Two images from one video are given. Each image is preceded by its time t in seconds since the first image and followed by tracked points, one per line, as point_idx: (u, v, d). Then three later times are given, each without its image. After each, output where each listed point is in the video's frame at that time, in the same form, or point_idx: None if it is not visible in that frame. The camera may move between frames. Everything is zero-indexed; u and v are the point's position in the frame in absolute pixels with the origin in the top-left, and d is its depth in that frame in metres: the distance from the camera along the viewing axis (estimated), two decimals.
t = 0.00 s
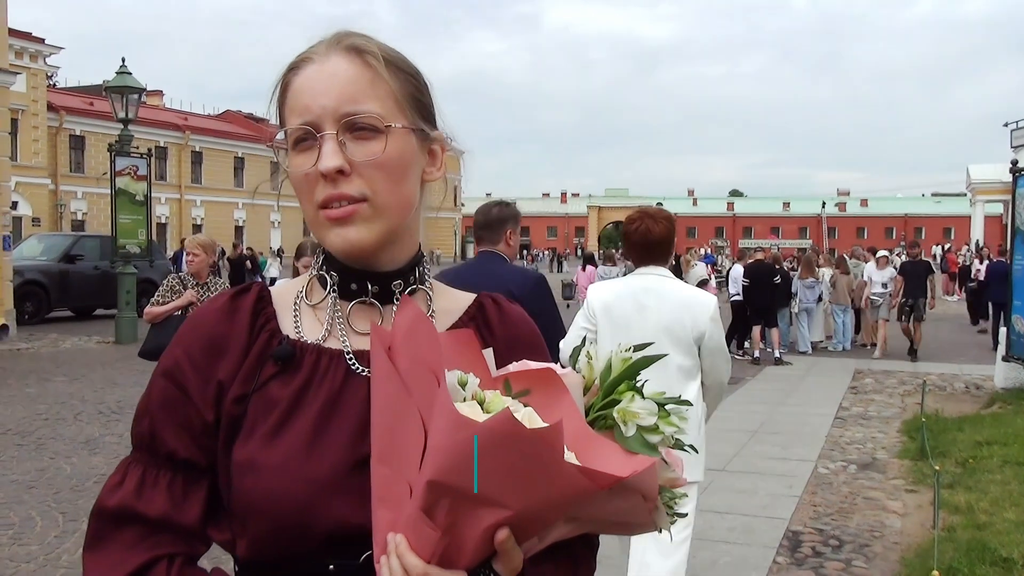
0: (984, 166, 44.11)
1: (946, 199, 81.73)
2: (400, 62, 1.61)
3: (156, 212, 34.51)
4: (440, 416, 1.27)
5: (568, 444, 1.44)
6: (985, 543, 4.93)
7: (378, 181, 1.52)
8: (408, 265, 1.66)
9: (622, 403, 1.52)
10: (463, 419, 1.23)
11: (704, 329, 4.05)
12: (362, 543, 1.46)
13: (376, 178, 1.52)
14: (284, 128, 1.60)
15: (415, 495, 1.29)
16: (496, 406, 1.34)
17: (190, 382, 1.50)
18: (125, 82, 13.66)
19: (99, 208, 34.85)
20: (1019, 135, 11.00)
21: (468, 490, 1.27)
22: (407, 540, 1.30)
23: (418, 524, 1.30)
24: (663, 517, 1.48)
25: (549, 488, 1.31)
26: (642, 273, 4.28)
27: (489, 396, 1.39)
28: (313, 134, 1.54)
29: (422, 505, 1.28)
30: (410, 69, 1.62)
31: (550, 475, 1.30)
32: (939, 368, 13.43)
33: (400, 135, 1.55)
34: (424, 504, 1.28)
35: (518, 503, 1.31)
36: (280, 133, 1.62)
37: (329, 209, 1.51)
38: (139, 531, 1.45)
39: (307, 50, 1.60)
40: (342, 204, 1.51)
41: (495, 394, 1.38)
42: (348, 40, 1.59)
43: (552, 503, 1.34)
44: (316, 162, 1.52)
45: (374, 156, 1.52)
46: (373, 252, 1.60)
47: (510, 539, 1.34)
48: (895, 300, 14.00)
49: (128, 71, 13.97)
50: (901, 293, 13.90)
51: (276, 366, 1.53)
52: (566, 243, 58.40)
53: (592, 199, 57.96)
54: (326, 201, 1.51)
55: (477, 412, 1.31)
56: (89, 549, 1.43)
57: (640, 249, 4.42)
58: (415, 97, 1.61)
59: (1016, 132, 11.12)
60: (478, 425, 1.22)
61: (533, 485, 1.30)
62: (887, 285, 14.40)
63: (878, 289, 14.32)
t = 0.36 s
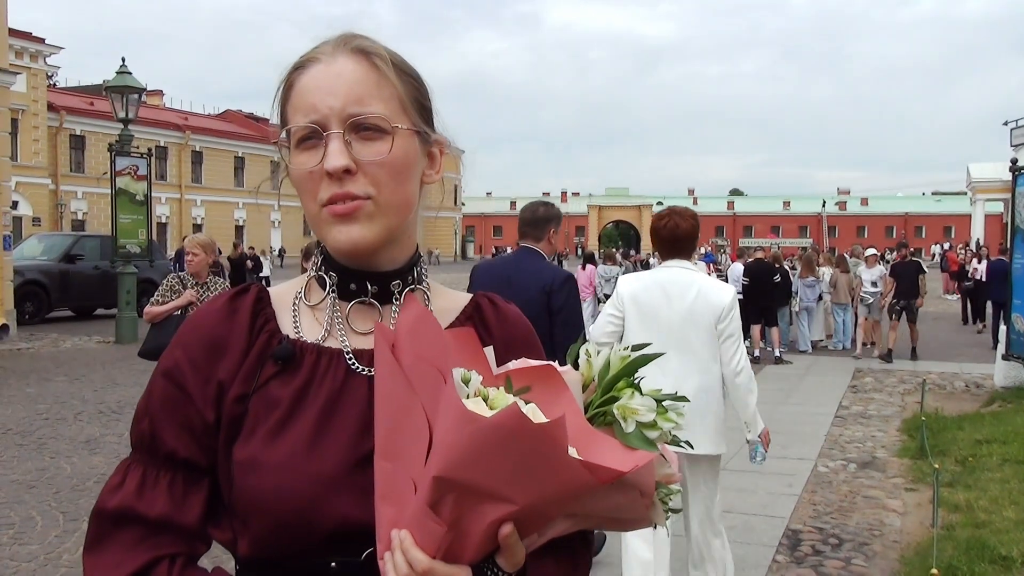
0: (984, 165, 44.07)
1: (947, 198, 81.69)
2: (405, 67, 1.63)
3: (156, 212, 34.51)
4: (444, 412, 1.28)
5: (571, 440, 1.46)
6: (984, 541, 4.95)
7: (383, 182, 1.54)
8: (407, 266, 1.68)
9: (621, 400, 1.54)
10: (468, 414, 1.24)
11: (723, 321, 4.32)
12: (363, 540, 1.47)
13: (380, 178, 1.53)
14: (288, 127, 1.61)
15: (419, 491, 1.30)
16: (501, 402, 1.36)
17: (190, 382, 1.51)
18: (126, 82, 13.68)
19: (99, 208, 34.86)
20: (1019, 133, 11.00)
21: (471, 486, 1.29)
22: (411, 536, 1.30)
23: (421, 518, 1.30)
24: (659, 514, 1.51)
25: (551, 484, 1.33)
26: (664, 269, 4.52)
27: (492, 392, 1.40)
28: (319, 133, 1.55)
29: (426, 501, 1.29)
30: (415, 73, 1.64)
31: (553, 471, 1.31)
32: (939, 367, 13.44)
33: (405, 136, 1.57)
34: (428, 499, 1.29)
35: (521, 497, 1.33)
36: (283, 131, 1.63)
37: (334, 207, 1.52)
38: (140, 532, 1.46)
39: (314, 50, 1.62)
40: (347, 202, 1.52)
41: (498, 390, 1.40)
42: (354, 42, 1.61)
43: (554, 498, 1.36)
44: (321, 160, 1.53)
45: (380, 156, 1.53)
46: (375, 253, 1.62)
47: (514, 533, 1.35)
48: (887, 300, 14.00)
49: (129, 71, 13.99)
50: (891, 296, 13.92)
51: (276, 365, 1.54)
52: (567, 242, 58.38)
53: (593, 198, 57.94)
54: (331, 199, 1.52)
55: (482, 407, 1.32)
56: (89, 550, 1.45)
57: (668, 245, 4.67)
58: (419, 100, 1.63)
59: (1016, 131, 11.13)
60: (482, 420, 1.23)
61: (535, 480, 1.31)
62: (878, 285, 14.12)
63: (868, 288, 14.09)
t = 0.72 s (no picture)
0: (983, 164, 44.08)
1: (947, 198, 81.68)
2: (394, 67, 1.63)
3: (156, 212, 34.52)
4: (435, 413, 1.29)
5: (561, 439, 1.46)
6: (983, 541, 4.95)
7: (362, 183, 1.55)
8: (400, 266, 1.69)
9: (612, 398, 1.55)
10: (456, 415, 1.25)
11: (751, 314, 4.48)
12: (358, 539, 1.48)
13: (357, 179, 1.54)
14: (274, 126, 1.63)
15: (410, 490, 1.31)
16: (490, 403, 1.36)
17: (186, 382, 1.52)
18: (125, 82, 13.69)
19: (99, 209, 34.88)
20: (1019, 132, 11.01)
21: (460, 486, 1.30)
22: (402, 535, 1.31)
23: (413, 519, 1.31)
24: (652, 513, 1.52)
25: (543, 484, 1.34)
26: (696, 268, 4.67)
27: (482, 393, 1.41)
28: (298, 134, 1.57)
29: (417, 501, 1.30)
30: (403, 73, 1.64)
31: (543, 471, 1.32)
32: (939, 367, 13.45)
33: (386, 136, 1.57)
34: (419, 499, 1.30)
35: (511, 498, 1.33)
36: (271, 132, 1.65)
37: (310, 207, 1.54)
38: (138, 530, 1.47)
39: (301, 52, 1.63)
40: (322, 202, 1.54)
41: (488, 391, 1.41)
42: (340, 44, 1.62)
43: (545, 498, 1.37)
44: (299, 161, 1.56)
45: (356, 157, 1.54)
46: (364, 252, 1.63)
47: (505, 533, 1.37)
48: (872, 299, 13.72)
49: (128, 71, 14.00)
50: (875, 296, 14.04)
51: (271, 365, 1.55)
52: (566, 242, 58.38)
53: (592, 198, 57.92)
54: (307, 200, 1.54)
55: (472, 408, 1.33)
56: (88, 547, 1.45)
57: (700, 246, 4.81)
58: (406, 100, 1.62)
59: (1015, 130, 11.13)
60: (471, 421, 1.24)
61: (526, 480, 1.32)
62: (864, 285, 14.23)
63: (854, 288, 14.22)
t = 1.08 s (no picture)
0: (984, 164, 44.06)
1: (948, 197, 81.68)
2: (385, 70, 1.63)
3: (157, 212, 34.57)
4: (417, 413, 1.29)
5: (545, 442, 1.47)
6: (984, 540, 4.95)
7: (350, 184, 1.54)
8: (392, 266, 1.69)
9: (600, 401, 1.54)
10: (438, 417, 1.25)
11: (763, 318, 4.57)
12: (346, 538, 1.48)
13: (347, 179, 1.54)
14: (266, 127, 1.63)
15: (394, 490, 1.31)
16: (473, 405, 1.36)
17: (178, 380, 1.52)
18: (126, 82, 13.70)
19: (100, 209, 34.93)
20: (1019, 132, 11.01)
21: (442, 488, 1.30)
22: (386, 535, 1.32)
23: (396, 519, 1.31)
24: (643, 515, 1.53)
25: (527, 487, 1.34)
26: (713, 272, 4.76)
27: (467, 395, 1.41)
28: (289, 135, 1.57)
29: (400, 502, 1.30)
30: (394, 76, 1.64)
31: (526, 474, 1.32)
32: (940, 366, 13.45)
33: (376, 138, 1.57)
34: (402, 500, 1.30)
35: (494, 500, 1.34)
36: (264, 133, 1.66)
37: (299, 206, 1.54)
38: (130, 527, 1.47)
39: (293, 53, 1.63)
40: (310, 201, 1.53)
41: (473, 392, 1.41)
42: (332, 45, 1.62)
43: (531, 499, 1.37)
44: (288, 162, 1.56)
45: (346, 158, 1.54)
46: (353, 253, 1.62)
47: (487, 535, 1.37)
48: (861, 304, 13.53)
49: (129, 71, 14.00)
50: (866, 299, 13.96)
51: (262, 365, 1.55)
52: (567, 242, 58.40)
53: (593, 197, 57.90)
54: (296, 199, 1.54)
55: (452, 411, 1.33)
56: (80, 544, 1.46)
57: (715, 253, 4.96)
58: (396, 102, 1.62)
59: (1016, 130, 11.13)
60: (451, 423, 1.24)
61: (510, 482, 1.32)
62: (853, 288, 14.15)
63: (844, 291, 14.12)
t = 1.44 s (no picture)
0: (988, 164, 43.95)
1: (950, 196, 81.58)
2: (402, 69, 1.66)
3: (160, 212, 34.60)
4: (414, 411, 1.29)
5: (548, 442, 1.47)
6: (987, 540, 4.95)
7: (386, 181, 1.56)
8: (398, 265, 1.69)
9: (601, 400, 1.55)
10: (434, 416, 1.25)
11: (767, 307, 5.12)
12: (349, 539, 1.48)
13: (384, 176, 1.56)
14: (284, 128, 1.61)
15: (394, 490, 1.31)
16: (472, 405, 1.37)
17: (181, 381, 1.53)
18: (128, 82, 13.71)
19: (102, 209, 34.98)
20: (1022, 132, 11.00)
21: (441, 488, 1.30)
22: (387, 537, 1.34)
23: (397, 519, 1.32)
24: (647, 514, 1.54)
25: (525, 487, 1.34)
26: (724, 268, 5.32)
27: (467, 395, 1.41)
28: (323, 134, 1.56)
29: (400, 501, 1.31)
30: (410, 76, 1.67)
31: (524, 475, 1.32)
32: (942, 366, 13.44)
33: (406, 138, 1.60)
34: (402, 500, 1.31)
35: (493, 500, 1.34)
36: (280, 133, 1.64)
37: (339, 206, 1.54)
38: (134, 529, 1.48)
39: (310, 51, 1.62)
40: (352, 201, 1.54)
41: (472, 393, 1.41)
42: (352, 43, 1.63)
43: (531, 499, 1.37)
44: (325, 160, 1.55)
45: (385, 155, 1.56)
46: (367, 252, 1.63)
47: (488, 535, 1.37)
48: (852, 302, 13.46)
49: (131, 72, 14.01)
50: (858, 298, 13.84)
51: (265, 366, 1.56)
52: (569, 241, 58.43)
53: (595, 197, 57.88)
54: (335, 199, 1.54)
55: (450, 409, 1.33)
56: (86, 546, 1.47)
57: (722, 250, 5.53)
58: (414, 103, 1.66)
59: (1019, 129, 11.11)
60: (446, 424, 1.24)
61: (510, 481, 1.32)
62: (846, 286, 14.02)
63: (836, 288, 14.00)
